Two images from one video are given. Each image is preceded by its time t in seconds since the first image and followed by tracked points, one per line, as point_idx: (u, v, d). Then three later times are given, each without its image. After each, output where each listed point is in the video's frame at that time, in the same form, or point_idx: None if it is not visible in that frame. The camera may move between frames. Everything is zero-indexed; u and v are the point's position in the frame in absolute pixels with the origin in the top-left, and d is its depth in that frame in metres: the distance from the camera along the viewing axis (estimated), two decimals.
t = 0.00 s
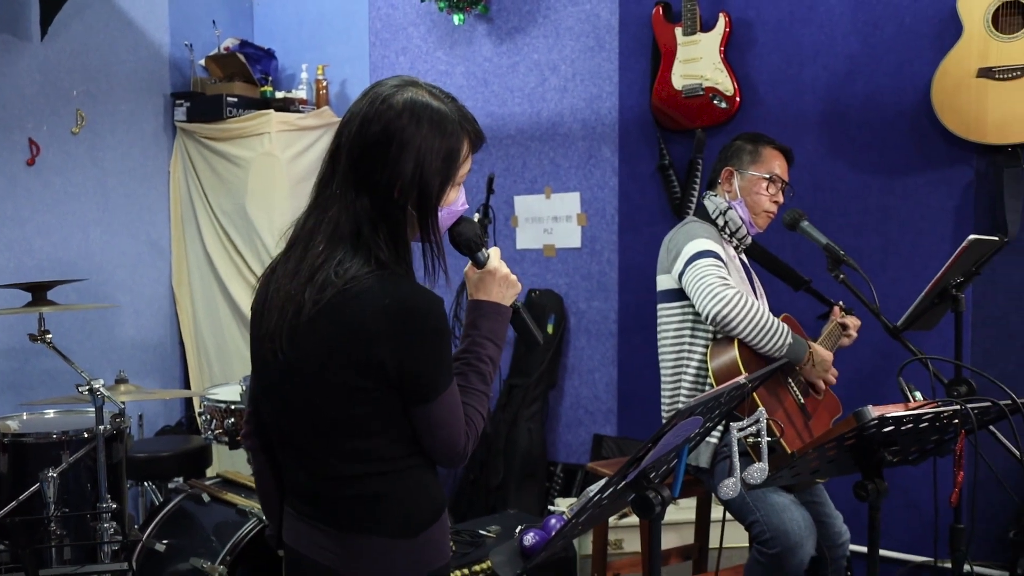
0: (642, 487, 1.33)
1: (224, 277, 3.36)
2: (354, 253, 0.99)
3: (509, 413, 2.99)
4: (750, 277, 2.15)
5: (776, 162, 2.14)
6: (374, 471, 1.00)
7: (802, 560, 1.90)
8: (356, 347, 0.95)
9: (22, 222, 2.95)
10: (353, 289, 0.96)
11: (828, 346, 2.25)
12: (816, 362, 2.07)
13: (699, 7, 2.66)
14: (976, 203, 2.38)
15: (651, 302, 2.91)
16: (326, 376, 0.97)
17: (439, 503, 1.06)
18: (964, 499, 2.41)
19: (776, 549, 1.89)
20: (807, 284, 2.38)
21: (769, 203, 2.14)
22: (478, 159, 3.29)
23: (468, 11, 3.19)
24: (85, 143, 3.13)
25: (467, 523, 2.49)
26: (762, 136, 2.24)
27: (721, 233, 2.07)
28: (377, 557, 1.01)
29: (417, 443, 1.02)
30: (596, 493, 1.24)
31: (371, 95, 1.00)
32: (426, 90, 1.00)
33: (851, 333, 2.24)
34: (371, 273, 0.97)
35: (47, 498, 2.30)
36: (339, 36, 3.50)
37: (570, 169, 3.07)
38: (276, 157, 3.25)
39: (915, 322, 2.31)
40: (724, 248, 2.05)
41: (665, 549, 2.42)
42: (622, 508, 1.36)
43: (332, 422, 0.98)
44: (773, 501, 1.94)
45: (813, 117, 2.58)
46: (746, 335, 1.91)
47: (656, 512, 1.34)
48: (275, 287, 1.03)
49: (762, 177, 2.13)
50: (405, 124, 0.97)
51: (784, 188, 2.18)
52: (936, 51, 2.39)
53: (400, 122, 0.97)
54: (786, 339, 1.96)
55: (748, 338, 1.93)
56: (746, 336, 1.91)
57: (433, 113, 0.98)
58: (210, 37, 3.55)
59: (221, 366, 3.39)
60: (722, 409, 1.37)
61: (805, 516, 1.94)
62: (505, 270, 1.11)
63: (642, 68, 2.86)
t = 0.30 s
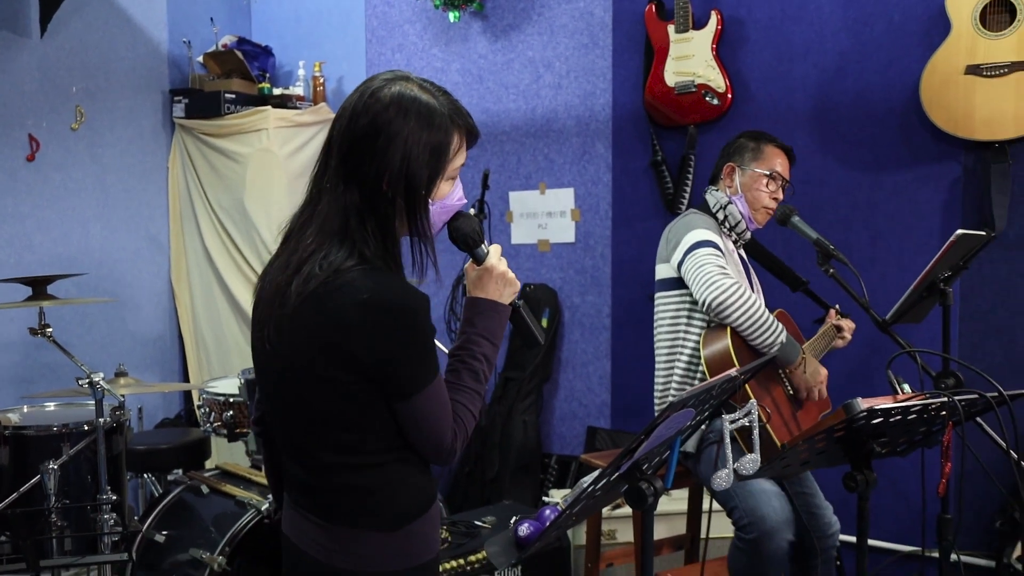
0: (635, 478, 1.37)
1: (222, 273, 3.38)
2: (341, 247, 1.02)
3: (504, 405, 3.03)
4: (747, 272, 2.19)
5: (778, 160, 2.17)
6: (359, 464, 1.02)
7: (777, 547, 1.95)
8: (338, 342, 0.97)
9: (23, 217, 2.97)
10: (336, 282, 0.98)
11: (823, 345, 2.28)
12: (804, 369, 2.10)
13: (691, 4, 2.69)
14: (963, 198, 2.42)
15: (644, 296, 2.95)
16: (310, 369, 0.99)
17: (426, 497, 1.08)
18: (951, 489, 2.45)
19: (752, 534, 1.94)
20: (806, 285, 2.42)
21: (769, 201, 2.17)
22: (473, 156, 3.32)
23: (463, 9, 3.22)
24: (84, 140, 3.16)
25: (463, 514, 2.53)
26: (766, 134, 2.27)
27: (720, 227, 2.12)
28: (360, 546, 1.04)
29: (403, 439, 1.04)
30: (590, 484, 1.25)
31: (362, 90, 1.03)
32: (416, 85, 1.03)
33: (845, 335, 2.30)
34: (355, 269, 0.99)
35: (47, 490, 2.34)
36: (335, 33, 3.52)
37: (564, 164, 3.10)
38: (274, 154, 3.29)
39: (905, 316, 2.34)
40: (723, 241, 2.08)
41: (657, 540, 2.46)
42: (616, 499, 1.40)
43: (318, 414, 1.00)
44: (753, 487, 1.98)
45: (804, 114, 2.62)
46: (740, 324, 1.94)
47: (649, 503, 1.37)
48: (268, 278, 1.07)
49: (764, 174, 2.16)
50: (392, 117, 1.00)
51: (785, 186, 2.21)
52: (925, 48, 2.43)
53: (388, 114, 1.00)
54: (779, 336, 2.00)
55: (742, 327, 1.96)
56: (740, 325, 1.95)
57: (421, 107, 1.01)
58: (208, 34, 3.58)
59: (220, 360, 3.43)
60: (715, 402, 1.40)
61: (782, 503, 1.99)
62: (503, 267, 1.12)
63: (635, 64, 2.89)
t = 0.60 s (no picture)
0: (628, 469, 1.45)
1: (227, 271, 3.46)
2: (335, 245, 1.06)
3: (501, 398, 3.11)
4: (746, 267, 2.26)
5: (780, 161, 2.23)
6: (351, 457, 1.06)
7: (752, 526, 2.03)
8: (328, 338, 1.01)
9: (32, 215, 3.03)
10: (327, 280, 1.02)
11: (819, 345, 2.35)
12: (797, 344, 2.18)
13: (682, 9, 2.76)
14: (946, 196, 2.49)
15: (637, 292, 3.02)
16: (302, 364, 1.03)
17: (418, 491, 1.11)
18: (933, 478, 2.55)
19: (726, 512, 2.03)
20: (807, 286, 2.49)
21: (769, 200, 2.23)
22: (470, 156, 3.40)
23: (461, 12, 3.29)
24: (91, 140, 3.22)
25: (460, 504, 2.59)
26: (771, 138, 2.34)
27: (720, 223, 2.22)
28: (354, 537, 1.08)
29: (395, 434, 1.07)
30: (584, 474, 1.32)
31: (357, 89, 1.08)
32: (408, 85, 1.08)
33: (844, 336, 2.35)
34: (346, 268, 1.03)
35: (56, 481, 2.40)
36: (336, 36, 3.59)
37: (559, 164, 3.17)
38: (277, 155, 3.37)
39: (889, 311, 2.41)
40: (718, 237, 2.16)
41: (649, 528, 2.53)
42: (609, 489, 1.48)
43: (311, 408, 1.04)
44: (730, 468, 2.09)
45: (791, 115, 2.69)
46: (726, 311, 2.01)
47: (641, 493, 1.45)
48: (267, 274, 1.12)
49: (766, 173, 2.23)
50: (385, 116, 1.05)
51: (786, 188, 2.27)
52: (909, 51, 2.50)
53: (381, 113, 1.05)
54: (764, 318, 2.07)
55: (729, 315, 2.03)
56: (726, 312, 2.02)
57: (413, 106, 1.06)
58: (211, 37, 3.67)
59: (224, 355, 3.50)
60: (704, 395, 1.45)
61: (760, 485, 2.07)
62: (500, 266, 1.18)
63: (627, 67, 2.96)
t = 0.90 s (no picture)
0: (620, 458, 1.52)
1: (238, 272, 3.57)
2: (343, 248, 1.17)
3: (498, 390, 3.23)
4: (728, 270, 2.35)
5: (760, 164, 2.34)
6: (356, 446, 1.16)
7: (731, 512, 2.14)
8: (337, 337, 1.11)
9: (49, 214, 3.19)
10: (335, 281, 1.12)
11: (800, 337, 2.47)
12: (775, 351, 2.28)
13: (671, 18, 2.88)
14: (922, 197, 2.61)
15: (628, 288, 3.14)
16: (312, 360, 1.13)
17: (417, 480, 1.22)
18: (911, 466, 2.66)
19: (706, 500, 2.15)
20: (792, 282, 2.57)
21: (750, 200, 2.35)
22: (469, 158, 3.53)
23: (459, 21, 3.41)
24: (106, 143, 3.37)
25: (459, 491, 2.71)
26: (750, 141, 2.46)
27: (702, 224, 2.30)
28: (360, 520, 1.19)
29: (397, 426, 1.18)
30: (577, 463, 1.37)
31: (370, 99, 1.19)
32: (419, 97, 1.19)
33: (827, 329, 2.47)
34: (353, 272, 1.13)
35: (73, 470, 2.51)
36: (340, 44, 3.73)
37: (554, 166, 3.29)
38: (284, 158, 3.48)
39: (868, 305, 2.51)
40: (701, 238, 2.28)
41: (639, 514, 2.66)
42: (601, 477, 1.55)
43: (319, 401, 1.15)
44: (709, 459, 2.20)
45: (775, 119, 2.82)
46: (707, 310, 2.12)
47: (631, 480, 1.54)
48: (278, 273, 1.22)
49: (747, 175, 2.34)
50: (395, 127, 1.16)
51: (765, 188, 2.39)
52: (887, 59, 2.62)
53: (393, 122, 1.16)
54: (744, 321, 2.17)
55: (709, 314, 2.14)
56: (706, 311, 2.12)
57: (423, 118, 1.17)
58: (221, 45, 3.79)
59: (233, 350, 3.62)
60: (692, 388, 1.54)
61: (739, 475, 2.18)
62: (498, 267, 1.30)
63: (619, 73, 3.08)
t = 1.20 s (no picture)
0: (614, 452, 1.54)
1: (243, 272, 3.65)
2: (361, 248, 1.23)
3: (495, 385, 3.31)
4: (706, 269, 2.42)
5: (729, 161, 2.40)
6: (377, 438, 1.23)
7: (735, 513, 2.20)
8: (366, 332, 1.17)
9: (58, 213, 3.26)
10: (360, 279, 1.19)
11: (783, 320, 2.55)
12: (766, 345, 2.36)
13: (664, 23, 2.96)
14: (908, 197, 2.69)
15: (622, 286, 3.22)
16: (337, 356, 1.19)
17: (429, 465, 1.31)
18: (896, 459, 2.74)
19: (714, 500, 2.20)
20: (768, 266, 2.52)
21: (722, 198, 2.42)
22: (466, 160, 3.60)
23: (458, 26, 3.49)
24: (113, 144, 3.45)
25: (458, 484, 2.78)
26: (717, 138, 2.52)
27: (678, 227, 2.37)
28: (376, 511, 1.25)
29: (412, 414, 1.26)
30: (572, 456, 1.40)
31: (376, 103, 1.25)
32: (423, 100, 1.26)
33: (806, 309, 2.55)
34: (377, 270, 1.20)
35: (81, 463, 2.58)
36: (341, 48, 3.82)
37: (550, 167, 3.37)
38: (287, 160, 3.54)
39: (855, 304, 2.54)
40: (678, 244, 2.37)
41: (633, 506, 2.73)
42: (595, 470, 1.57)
43: (342, 395, 1.20)
44: (717, 461, 2.25)
45: (765, 122, 2.90)
46: (693, 319, 2.19)
47: (626, 473, 1.55)
48: (288, 276, 1.26)
49: (717, 174, 2.40)
50: (407, 128, 1.23)
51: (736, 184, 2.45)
52: (873, 63, 2.70)
53: (403, 125, 1.22)
54: (730, 324, 2.23)
55: (696, 322, 2.20)
56: (692, 320, 2.19)
57: (431, 120, 1.24)
58: (225, 49, 3.89)
59: (238, 346, 3.70)
60: (679, 384, 1.58)
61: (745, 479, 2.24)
62: (487, 256, 1.37)
63: (613, 77, 3.16)
